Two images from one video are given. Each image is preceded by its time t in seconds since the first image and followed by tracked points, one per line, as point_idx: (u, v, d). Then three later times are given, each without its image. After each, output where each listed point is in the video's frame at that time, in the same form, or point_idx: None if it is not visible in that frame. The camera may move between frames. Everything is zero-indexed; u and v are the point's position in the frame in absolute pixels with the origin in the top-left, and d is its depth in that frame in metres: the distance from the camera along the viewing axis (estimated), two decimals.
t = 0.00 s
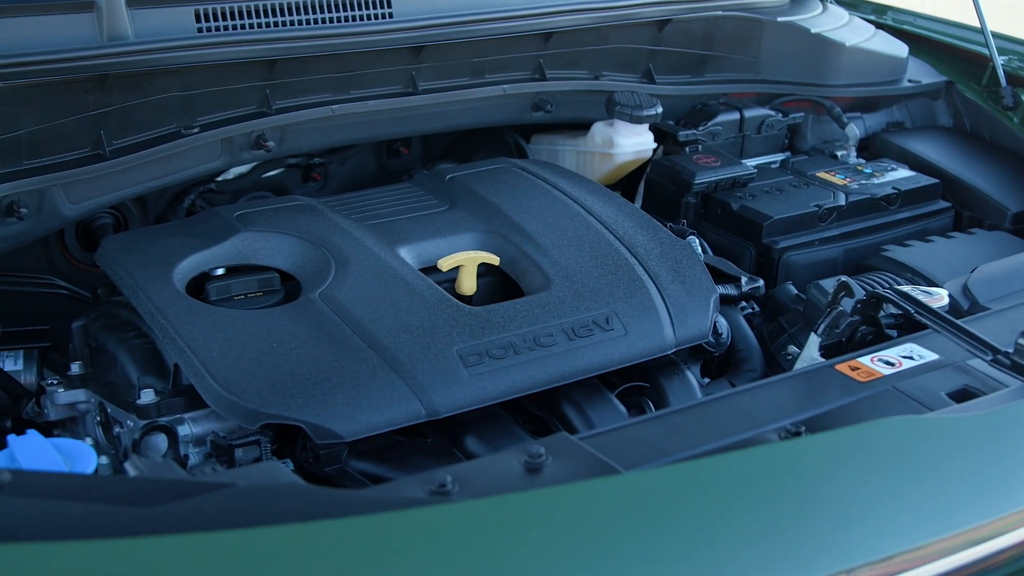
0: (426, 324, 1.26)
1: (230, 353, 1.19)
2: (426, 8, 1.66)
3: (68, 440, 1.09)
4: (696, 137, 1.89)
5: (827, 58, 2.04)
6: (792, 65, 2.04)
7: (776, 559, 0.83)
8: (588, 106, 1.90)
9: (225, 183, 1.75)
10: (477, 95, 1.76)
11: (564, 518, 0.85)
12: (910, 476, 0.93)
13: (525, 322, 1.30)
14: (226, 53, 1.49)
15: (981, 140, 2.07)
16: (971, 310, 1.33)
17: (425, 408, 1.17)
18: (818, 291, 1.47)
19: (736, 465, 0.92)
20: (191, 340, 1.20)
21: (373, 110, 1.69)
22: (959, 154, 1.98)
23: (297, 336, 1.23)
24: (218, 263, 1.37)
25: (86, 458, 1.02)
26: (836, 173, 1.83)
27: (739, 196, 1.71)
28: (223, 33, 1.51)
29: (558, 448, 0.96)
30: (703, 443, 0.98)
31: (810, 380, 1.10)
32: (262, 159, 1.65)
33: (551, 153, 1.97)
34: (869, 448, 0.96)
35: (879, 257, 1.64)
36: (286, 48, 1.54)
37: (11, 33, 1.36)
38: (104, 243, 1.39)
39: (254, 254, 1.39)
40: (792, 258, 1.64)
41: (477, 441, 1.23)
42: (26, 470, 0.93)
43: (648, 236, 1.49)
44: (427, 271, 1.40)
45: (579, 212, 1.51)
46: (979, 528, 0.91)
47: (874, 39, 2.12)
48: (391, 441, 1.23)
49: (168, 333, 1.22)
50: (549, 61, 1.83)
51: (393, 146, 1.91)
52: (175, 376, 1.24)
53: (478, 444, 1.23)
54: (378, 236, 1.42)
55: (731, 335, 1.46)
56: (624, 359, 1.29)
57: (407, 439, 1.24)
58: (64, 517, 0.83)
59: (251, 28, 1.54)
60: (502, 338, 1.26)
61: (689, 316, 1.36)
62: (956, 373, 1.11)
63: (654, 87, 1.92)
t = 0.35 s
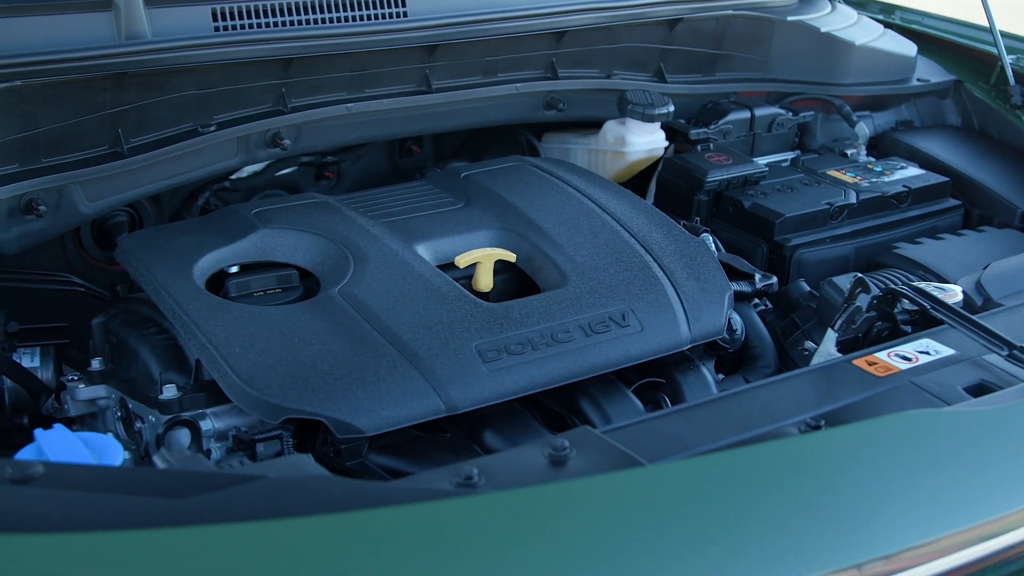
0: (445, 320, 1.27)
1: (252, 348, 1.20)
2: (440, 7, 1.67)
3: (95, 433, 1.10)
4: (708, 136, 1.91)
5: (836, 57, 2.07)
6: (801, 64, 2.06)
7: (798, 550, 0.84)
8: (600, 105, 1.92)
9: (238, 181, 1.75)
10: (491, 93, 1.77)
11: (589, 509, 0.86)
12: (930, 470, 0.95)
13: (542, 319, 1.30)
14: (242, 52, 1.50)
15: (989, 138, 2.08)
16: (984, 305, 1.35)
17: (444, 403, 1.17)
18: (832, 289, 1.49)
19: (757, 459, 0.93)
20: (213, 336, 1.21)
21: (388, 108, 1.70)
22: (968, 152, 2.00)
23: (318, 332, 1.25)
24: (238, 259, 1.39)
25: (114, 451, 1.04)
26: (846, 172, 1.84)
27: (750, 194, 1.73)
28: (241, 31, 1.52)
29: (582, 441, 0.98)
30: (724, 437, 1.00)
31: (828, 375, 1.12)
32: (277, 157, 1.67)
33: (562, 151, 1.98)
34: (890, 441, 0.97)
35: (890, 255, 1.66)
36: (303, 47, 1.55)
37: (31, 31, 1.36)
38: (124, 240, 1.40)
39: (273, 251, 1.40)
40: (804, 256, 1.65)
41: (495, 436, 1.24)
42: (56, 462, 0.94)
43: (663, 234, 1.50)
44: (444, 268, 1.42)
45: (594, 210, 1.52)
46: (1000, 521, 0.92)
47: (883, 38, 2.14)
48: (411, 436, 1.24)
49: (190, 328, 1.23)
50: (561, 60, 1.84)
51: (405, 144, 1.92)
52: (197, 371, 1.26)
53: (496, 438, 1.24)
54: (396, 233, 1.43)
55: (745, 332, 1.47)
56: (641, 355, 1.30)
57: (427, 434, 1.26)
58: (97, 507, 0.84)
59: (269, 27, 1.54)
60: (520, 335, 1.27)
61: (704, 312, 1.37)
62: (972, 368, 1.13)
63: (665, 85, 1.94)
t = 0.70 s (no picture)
0: (461, 317, 1.28)
1: (270, 344, 1.21)
2: (452, 6, 1.67)
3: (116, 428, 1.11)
4: (718, 134, 1.95)
5: (845, 56, 2.09)
6: (810, 63, 2.08)
7: (818, 541, 0.85)
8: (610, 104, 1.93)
9: (250, 179, 1.75)
10: (503, 92, 1.78)
11: (610, 501, 0.87)
12: (946, 464, 0.95)
13: (557, 316, 1.31)
14: (256, 51, 1.50)
15: (997, 137, 2.10)
16: (996, 303, 1.37)
17: (461, 399, 1.18)
18: (844, 286, 1.49)
19: (775, 453, 0.95)
20: (231, 332, 1.22)
21: (401, 107, 1.71)
22: (975, 151, 2.02)
23: (335, 328, 1.26)
24: (255, 256, 1.40)
25: (137, 445, 1.04)
26: (855, 170, 1.87)
27: (761, 192, 1.75)
28: (255, 30, 1.52)
29: (602, 435, 0.99)
30: (741, 431, 1.01)
31: (843, 371, 1.13)
32: (291, 155, 1.68)
33: (572, 150, 2.00)
34: (907, 434, 0.98)
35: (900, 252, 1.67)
36: (318, 46, 1.55)
37: (48, 30, 1.37)
38: (142, 237, 1.41)
39: (290, 248, 1.42)
40: (814, 254, 1.67)
41: (512, 431, 1.26)
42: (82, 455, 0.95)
43: (675, 231, 1.51)
44: (460, 265, 1.44)
45: (607, 208, 1.54)
46: (1017, 513, 0.93)
47: (891, 37, 2.16)
48: (428, 432, 1.26)
49: (209, 325, 1.24)
50: (572, 59, 1.85)
51: (415, 143, 1.93)
52: (215, 367, 1.27)
53: (513, 434, 1.25)
54: (412, 230, 1.45)
55: (757, 328, 1.48)
56: (655, 351, 1.31)
57: (443, 430, 1.27)
58: (125, 498, 0.85)
59: (283, 26, 1.54)
60: (535, 331, 1.28)
61: (717, 309, 1.38)
62: (985, 363, 1.14)
63: (675, 84, 1.95)
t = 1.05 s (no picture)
0: (474, 314, 1.29)
1: (286, 341, 1.22)
2: (462, 5, 1.68)
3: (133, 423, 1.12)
4: (725, 132, 1.96)
5: (851, 55, 2.10)
6: (817, 62, 2.10)
7: (839, 529, 0.85)
8: (618, 103, 1.94)
9: (260, 178, 1.76)
10: (513, 91, 1.79)
11: (632, 491, 0.86)
12: (963, 455, 0.96)
13: (569, 313, 1.31)
14: (270, 50, 1.51)
15: (1002, 136, 2.12)
16: (1005, 300, 1.40)
17: (475, 395, 1.18)
18: (854, 284, 1.51)
19: (795, 443, 0.94)
20: (247, 329, 1.23)
21: (412, 105, 1.73)
22: (981, 150, 2.04)
23: (349, 325, 1.26)
24: (267, 254, 1.42)
25: (155, 441, 1.05)
26: (863, 169, 1.89)
27: (769, 191, 1.77)
28: (267, 29, 1.52)
29: (618, 430, 1.00)
30: (756, 426, 1.02)
31: (855, 368, 1.14)
32: (302, 154, 1.69)
33: (579, 148, 2.01)
34: (922, 426, 0.99)
35: (907, 250, 1.68)
36: (331, 45, 1.56)
37: (63, 29, 1.37)
38: (157, 237, 1.42)
39: (304, 246, 1.44)
40: (822, 252, 1.69)
41: (525, 427, 1.26)
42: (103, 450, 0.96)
43: (685, 229, 1.52)
44: (472, 262, 1.46)
45: (616, 207, 1.55)
46: None
47: (896, 37, 2.17)
48: (440, 428, 1.26)
49: (224, 322, 1.24)
50: (581, 58, 1.87)
51: (424, 142, 1.93)
52: (230, 364, 1.28)
53: (526, 430, 1.26)
54: (424, 228, 1.47)
55: (767, 326, 1.49)
56: (667, 348, 1.31)
57: (457, 426, 1.27)
58: (148, 493, 0.86)
59: (297, 24, 1.55)
60: (548, 328, 1.28)
61: (728, 306, 1.39)
62: (996, 359, 1.15)
63: (682, 84, 1.97)
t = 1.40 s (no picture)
0: (482, 312, 1.29)
1: (295, 339, 1.22)
2: (469, 5, 1.68)
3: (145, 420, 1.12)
4: (730, 132, 1.98)
5: (855, 55, 2.11)
6: (821, 62, 2.10)
7: (849, 526, 0.85)
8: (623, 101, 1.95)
9: (267, 177, 1.76)
10: (519, 90, 1.80)
11: (644, 487, 0.87)
12: (973, 451, 0.96)
13: (577, 311, 1.32)
14: (279, 50, 1.51)
15: (1005, 135, 2.13)
16: (1011, 299, 1.42)
17: (483, 393, 1.18)
18: (860, 283, 1.52)
19: (804, 439, 0.94)
20: (257, 327, 1.23)
21: (418, 105, 1.73)
22: (985, 149, 2.05)
23: (358, 323, 1.27)
24: (275, 252, 1.43)
25: (166, 437, 1.06)
26: (868, 168, 1.90)
27: (775, 190, 1.78)
28: (274, 29, 1.52)
29: (627, 427, 1.01)
30: (764, 423, 1.02)
31: (862, 366, 1.15)
32: (309, 153, 1.69)
33: (585, 148, 2.02)
34: (931, 423, 0.99)
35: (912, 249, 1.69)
36: (339, 45, 1.57)
37: (72, 28, 1.38)
38: (166, 236, 1.43)
39: (313, 244, 1.45)
40: (827, 251, 1.70)
41: (533, 425, 1.27)
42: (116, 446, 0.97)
43: (691, 228, 1.52)
44: (479, 261, 1.47)
45: (623, 206, 1.56)
46: None
47: (900, 36, 2.18)
48: (448, 426, 1.27)
49: (233, 320, 1.25)
50: (586, 58, 1.87)
51: (430, 141, 1.94)
52: (239, 362, 1.28)
53: (534, 428, 1.26)
54: (432, 227, 1.47)
55: (773, 324, 1.51)
56: (674, 346, 1.31)
57: (465, 424, 1.28)
58: (161, 489, 0.86)
59: (305, 24, 1.55)
60: (555, 326, 1.28)
61: (734, 305, 1.39)
62: (1003, 357, 1.15)
63: (688, 83, 1.97)
